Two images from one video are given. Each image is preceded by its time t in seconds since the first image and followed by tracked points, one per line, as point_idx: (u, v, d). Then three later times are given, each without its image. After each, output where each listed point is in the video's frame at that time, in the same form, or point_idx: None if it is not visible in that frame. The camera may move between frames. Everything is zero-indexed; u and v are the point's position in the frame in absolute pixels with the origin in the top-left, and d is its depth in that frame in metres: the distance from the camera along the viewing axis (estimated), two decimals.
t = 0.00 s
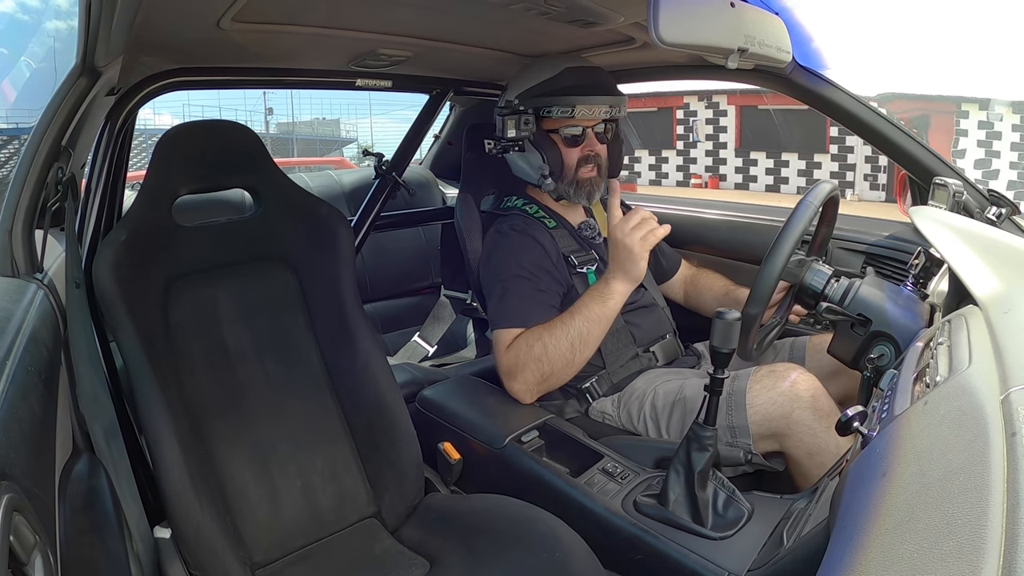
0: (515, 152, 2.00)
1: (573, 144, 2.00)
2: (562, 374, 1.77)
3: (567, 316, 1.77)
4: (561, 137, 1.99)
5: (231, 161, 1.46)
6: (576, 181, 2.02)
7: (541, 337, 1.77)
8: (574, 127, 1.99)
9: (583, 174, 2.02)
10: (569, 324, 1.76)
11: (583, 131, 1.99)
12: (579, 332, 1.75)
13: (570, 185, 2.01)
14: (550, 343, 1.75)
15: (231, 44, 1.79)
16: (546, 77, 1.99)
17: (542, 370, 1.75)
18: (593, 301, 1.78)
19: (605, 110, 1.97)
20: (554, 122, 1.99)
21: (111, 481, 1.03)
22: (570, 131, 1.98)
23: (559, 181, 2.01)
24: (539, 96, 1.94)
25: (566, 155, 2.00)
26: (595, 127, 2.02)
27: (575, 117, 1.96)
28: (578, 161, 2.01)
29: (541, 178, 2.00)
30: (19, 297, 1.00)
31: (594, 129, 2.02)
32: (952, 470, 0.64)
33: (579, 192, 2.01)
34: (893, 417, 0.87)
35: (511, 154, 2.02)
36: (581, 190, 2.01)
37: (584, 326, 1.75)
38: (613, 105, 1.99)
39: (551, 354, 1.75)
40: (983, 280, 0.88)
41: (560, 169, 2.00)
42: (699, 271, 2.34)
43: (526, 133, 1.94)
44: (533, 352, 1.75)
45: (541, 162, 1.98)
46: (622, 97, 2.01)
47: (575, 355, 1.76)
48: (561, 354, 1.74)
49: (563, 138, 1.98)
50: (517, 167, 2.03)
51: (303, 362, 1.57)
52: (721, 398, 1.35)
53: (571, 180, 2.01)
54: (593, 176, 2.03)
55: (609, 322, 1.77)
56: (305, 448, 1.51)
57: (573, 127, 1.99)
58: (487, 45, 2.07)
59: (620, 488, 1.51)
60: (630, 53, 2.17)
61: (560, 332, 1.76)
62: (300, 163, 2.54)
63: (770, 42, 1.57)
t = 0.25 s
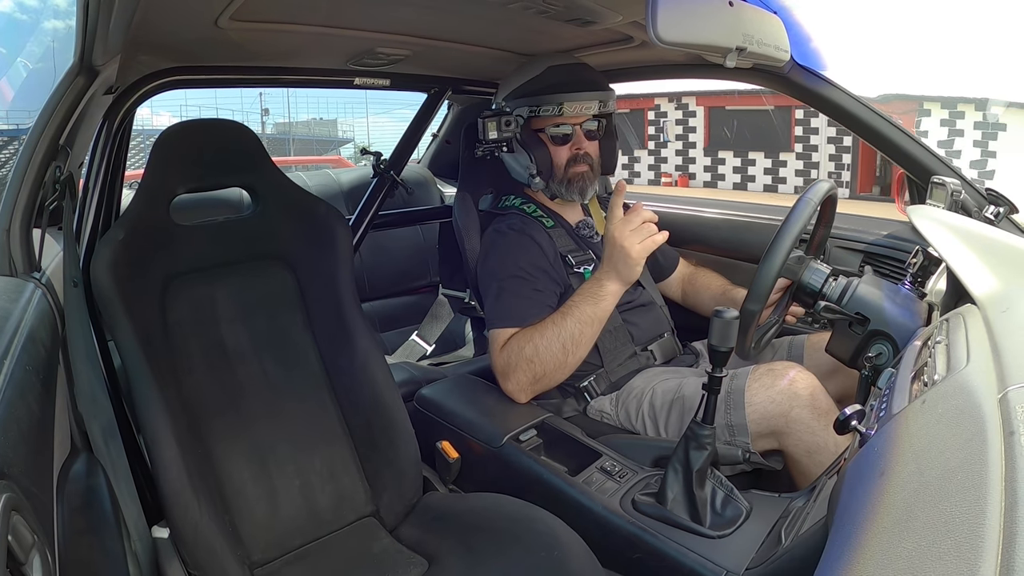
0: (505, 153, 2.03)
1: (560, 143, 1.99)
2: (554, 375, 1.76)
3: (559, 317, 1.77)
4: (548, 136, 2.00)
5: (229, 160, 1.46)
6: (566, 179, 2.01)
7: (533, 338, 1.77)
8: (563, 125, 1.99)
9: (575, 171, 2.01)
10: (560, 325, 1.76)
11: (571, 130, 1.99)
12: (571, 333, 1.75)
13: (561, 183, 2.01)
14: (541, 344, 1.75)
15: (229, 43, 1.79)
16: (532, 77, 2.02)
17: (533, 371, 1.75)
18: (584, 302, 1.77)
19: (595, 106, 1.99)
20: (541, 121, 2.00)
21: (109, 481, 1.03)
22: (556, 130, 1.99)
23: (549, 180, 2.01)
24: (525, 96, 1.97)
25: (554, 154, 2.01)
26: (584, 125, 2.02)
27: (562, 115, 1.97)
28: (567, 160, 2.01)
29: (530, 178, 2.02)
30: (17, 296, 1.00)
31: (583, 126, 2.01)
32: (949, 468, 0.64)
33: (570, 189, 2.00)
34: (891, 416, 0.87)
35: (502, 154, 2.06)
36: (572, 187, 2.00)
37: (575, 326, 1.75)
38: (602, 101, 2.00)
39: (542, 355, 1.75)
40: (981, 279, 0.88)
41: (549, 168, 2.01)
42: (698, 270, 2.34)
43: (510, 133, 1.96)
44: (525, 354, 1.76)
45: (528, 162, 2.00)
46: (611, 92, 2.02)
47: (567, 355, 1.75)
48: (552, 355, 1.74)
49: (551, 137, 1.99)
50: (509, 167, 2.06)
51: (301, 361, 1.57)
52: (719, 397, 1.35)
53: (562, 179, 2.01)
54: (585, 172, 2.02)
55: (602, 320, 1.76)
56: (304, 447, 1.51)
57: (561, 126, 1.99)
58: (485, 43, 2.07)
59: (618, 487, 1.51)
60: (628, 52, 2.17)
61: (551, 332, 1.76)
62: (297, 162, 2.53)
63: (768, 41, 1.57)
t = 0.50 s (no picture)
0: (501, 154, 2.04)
1: (553, 144, 2.00)
2: (552, 375, 1.76)
3: (557, 317, 1.77)
4: (543, 136, 1.99)
5: (228, 159, 1.46)
6: (562, 178, 2.01)
7: (531, 337, 1.78)
8: (557, 126, 1.99)
9: (570, 171, 2.01)
10: (558, 324, 1.76)
11: (566, 130, 2.00)
12: (569, 332, 1.75)
13: (557, 184, 2.01)
14: (539, 343, 1.76)
15: (227, 42, 1.79)
16: (526, 77, 2.02)
17: (531, 371, 1.75)
18: (583, 301, 1.77)
19: (591, 106, 1.99)
20: (536, 122, 1.99)
21: (108, 481, 1.03)
22: (550, 130, 1.99)
23: (545, 180, 2.02)
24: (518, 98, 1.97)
25: (549, 155, 2.01)
26: (579, 125, 2.02)
27: (557, 116, 1.97)
28: (562, 160, 2.01)
29: (526, 179, 2.03)
30: (15, 297, 1.00)
31: (578, 126, 2.02)
32: (948, 467, 0.65)
33: (566, 189, 2.01)
34: (889, 416, 0.87)
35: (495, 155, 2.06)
36: (568, 187, 2.00)
37: (574, 326, 1.75)
38: (599, 102, 2.01)
39: (540, 355, 1.75)
40: (980, 279, 0.89)
41: (544, 169, 2.01)
42: (696, 270, 2.34)
43: (503, 135, 1.96)
44: (523, 353, 1.76)
45: (524, 163, 2.01)
46: (606, 91, 2.02)
47: (565, 355, 1.75)
48: (550, 354, 1.74)
49: (546, 138, 1.99)
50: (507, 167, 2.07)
51: (300, 362, 1.57)
52: (717, 397, 1.35)
53: (557, 179, 2.01)
54: (580, 172, 2.02)
55: (600, 319, 1.76)
56: (303, 447, 1.51)
57: (555, 126, 1.99)
58: (483, 43, 2.07)
59: (616, 486, 1.51)
60: (626, 52, 2.17)
61: (549, 332, 1.76)
62: (296, 162, 2.53)
63: (766, 40, 1.57)
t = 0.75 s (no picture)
0: (505, 151, 2.02)
1: (559, 140, 2.00)
2: (551, 371, 1.76)
3: (555, 314, 1.77)
4: (547, 133, 2.00)
5: (227, 158, 1.45)
6: (567, 174, 2.01)
7: (529, 334, 1.78)
8: (561, 122, 1.98)
9: (574, 167, 2.01)
10: (557, 321, 1.76)
11: (570, 127, 1.99)
12: (568, 330, 1.75)
13: (561, 180, 2.00)
14: (537, 340, 1.76)
15: (225, 41, 1.79)
16: (530, 73, 2.01)
17: (529, 368, 1.75)
18: (582, 298, 1.77)
19: (593, 102, 1.98)
20: (540, 118, 1.99)
21: (107, 480, 1.03)
22: (556, 127, 1.98)
23: (549, 176, 2.01)
24: (524, 93, 1.97)
25: (553, 151, 2.00)
26: (581, 121, 2.01)
27: (560, 113, 1.97)
28: (567, 157, 2.01)
29: (530, 176, 2.01)
30: (14, 296, 1.00)
31: (581, 122, 2.01)
32: (947, 464, 0.65)
33: (571, 185, 2.00)
34: (888, 413, 0.87)
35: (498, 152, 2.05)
36: (572, 183, 2.00)
37: (572, 323, 1.75)
38: (601, 99, 2.00)
39: (539, 352, 1.75)
40: (979, 276, 0.89)
41: (548, 165, 2.00)
42: (695, 267, 2.34)
43: (511, 131, 1.93)
44: (521, 350, 1.76)
45: (529, 159, 1.99)
46: (607, 88, 2.01)
47: (564, 351, 1.75)
48: (549, 351, 1.74)
49: (550, 134, 1.99)
50: (509, 165, 2.04)
51: (299, 360, 1.57)
52: (716, 394, 1.35)
53: (562, 175, 2.01)
54: (584, 169, 2.02)
55: (599, 317, 1.76)
56: (302, 445, 1.51)
57: (559, 122, 1.98)
58: (481, 41, 2.07)
59: (616, 483, 1.51)
60: (624, 49, 2.17)
61: (548, 329, 1.76)
62: (294, 160, 2.53)
63: (765, 37, 1.57)
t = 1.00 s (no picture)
0: (508, 150, 2.00)
1: (563, 140, 2.00)
2: (549, 372, 1.76)
3: (555, 315, 1.77)
4: (551, 132, 2.01)
5: (226, 158, 1.45)
6: (571, 173, 2.00)
7: (528, 335, 1.77)
8: (564, 122, 2.00)
9: (578, 166, 2.01)
10: (556, 322, 1.76)
11: (573, 126, 2.01)
12: (567, 331, 1.75)
13: (565, 178, 2.00)
14: (537, 341, 1.76)
15: (223, 40, 1.78)
16: (534, 72, 1.99)
17: (529, 369, 1.75)
18: (582, 300, 1.77)
19: (594, 102, 1.98)
20: (544, 118, 2.01)
21: (105, 480, 1.03)
22: (560, 127, 2.00)
23: (553, 175, 2.00)
24: (528, 92, 1.96)
25: (557, 150, 2.01)
26: (584, 121, 2.03)
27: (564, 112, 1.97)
28: (571, 156, 2.01)
29: (534, 175, 1.99)
30: (13, 295, 1.00)
31: (583, 123, 2.03)
32: (945, 465, 0.65)
33: (575, 184, 2.00)
34: (887, 413, 0.87)
35: (502, 153, 2.02)
36: (576, 182, 2.00)
37: (572, 324, 1.75)
38: (604, 98, 2.01)
39: (538, 352, 1.75)
40: (977, 276, 0.89)
41: (553, 164, 2.00)
42: (693, 267, 2.35)
43: (519, 130, 1.95)
44: (520, 351, 1.76)
45: (533, 158, 1.97)
46: (609, 88, 2.02)
47: (563, 353, 1.75)
48: (548, 352, 1.74)
49: (554, 133, 2.00)
50: (510, 164, 2.02)
51: (297, 360, 1.56)
52: (715, 394, 1.35)
53: (566, 174, 2.00)
54: (587, 168, 2.03)
55: (599, 319, 1.77)
56: (300, 445, 1.51)
57: (562, 122, 2.00)
58: (480, 41, 2.07)
59: (614, 483, 1.52)
60: (623, 49, 2.17)
61: (547, 330, 1.76)
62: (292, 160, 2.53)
63: (764, 37, 1.57)
